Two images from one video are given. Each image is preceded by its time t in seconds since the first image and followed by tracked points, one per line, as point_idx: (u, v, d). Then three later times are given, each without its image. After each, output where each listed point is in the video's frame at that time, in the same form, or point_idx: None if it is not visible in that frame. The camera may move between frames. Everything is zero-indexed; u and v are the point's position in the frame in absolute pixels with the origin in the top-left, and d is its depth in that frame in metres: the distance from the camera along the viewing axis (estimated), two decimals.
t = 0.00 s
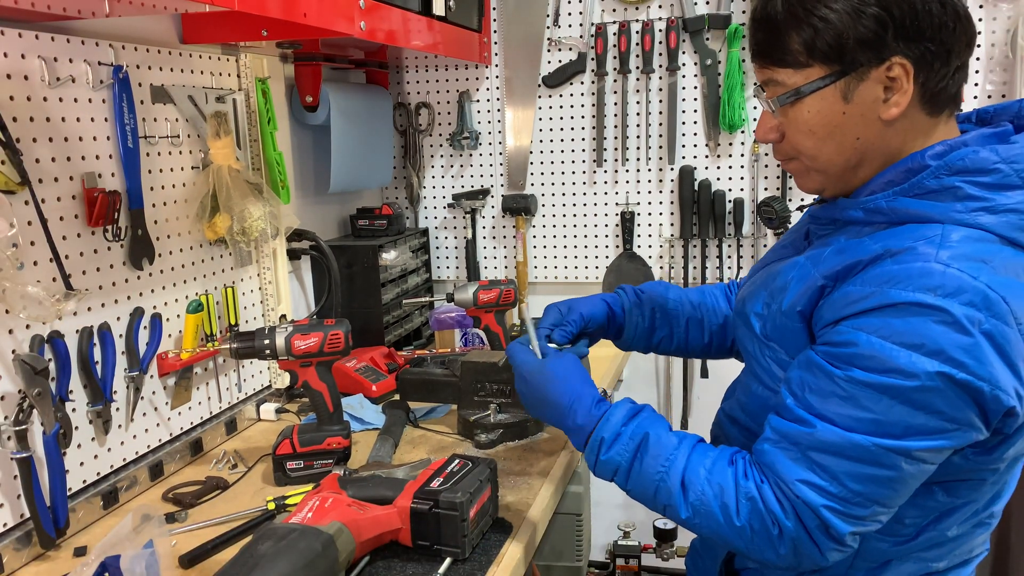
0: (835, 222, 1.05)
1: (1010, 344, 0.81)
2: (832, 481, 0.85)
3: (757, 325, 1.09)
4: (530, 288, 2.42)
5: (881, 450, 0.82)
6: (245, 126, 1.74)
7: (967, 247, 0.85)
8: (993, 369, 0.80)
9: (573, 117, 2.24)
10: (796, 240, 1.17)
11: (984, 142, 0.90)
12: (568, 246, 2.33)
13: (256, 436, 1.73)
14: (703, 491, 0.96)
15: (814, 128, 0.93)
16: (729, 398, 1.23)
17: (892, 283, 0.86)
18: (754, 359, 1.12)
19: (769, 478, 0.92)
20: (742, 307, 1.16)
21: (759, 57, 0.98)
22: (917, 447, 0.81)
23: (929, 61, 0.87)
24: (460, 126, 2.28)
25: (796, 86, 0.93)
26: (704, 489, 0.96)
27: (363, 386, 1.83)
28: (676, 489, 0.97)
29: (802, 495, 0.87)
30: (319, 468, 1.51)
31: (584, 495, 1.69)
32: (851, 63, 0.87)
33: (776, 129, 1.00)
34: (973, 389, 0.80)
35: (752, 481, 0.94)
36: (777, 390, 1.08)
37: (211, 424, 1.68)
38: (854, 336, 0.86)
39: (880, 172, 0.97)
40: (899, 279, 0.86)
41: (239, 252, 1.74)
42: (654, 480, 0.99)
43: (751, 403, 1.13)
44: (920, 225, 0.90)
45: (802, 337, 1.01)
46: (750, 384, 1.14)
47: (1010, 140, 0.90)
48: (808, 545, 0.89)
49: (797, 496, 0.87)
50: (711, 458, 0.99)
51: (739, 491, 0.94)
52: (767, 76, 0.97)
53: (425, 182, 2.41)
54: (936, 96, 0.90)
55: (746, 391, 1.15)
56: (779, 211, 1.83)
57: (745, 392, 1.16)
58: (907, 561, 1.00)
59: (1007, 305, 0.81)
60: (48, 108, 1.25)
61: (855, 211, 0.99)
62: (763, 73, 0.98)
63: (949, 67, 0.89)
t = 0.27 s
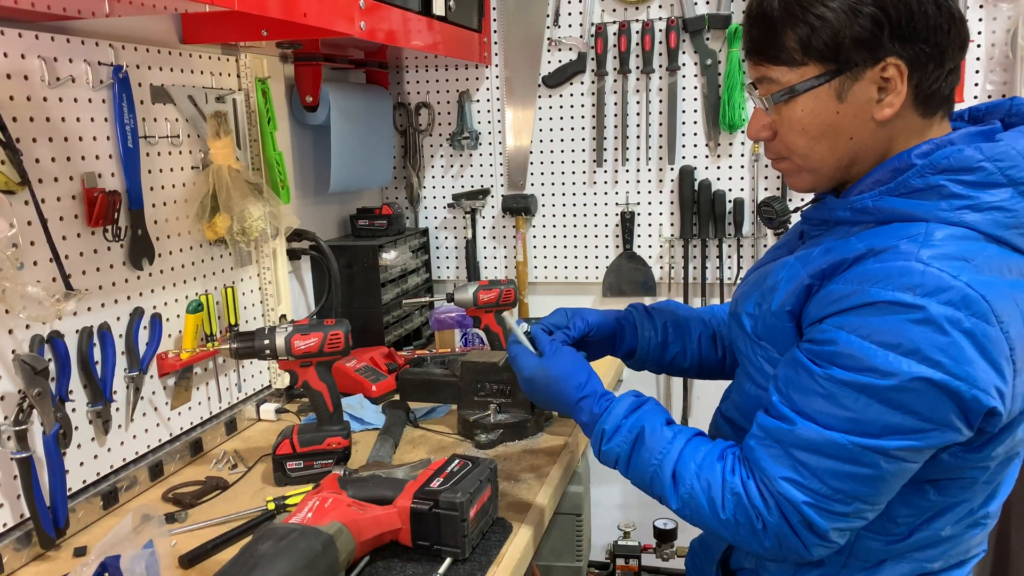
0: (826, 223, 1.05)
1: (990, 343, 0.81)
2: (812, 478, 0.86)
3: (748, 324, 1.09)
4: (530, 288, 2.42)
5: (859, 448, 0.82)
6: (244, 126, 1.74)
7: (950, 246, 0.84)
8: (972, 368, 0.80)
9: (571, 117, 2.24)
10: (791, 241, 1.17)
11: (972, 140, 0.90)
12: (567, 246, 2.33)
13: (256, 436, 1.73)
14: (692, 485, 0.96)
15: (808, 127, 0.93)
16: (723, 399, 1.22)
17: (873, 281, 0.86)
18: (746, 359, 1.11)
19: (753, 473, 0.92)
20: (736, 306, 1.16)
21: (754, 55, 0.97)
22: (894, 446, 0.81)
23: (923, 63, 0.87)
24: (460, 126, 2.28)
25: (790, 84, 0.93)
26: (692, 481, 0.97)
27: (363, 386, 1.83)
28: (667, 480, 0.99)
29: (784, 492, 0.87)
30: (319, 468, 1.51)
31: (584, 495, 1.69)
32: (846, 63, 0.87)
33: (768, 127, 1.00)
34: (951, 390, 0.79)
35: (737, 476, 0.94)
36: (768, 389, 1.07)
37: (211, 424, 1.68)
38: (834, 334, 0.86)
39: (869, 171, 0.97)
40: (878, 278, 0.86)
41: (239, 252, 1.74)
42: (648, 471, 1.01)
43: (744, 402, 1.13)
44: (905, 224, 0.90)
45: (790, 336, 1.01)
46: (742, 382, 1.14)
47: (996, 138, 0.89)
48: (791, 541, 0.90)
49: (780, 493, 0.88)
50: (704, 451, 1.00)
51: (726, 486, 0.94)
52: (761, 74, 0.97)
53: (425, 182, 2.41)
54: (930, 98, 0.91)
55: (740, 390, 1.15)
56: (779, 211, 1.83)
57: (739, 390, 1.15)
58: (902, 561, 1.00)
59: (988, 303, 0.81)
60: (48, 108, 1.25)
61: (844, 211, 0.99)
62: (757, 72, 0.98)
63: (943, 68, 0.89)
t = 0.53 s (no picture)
0: (824, 223, 1.05)
1: (988, 343, 0.81)
2: (810, 477, 0.86)
3: (746, 324, 1.09)
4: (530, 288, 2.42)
5: (857, 447, 0.82)
6: (244, 126, 1.74)
7: (949, 246, 0.84)
8: (970, 367, 0.79)
9: (571, 116, 2.24)
10: (790, 241, 1.17)
11: (966, 139, 0.90)
12: (567, 246, 2.33)
13: (255, 436, 1.73)
14: (693, 481, 0.97)
15: (806, 129, 0.93)
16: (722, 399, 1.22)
17: (871, 281, 0.86)
18: (745, 360, 1.11)
19: (752, 472, 0.92)
20: (734, 306, 1.16)
21: (751, 56, 0.97)
22: (892, 445, 0.81)
23: (922, 65, 0.87)
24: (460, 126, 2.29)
25: (788, 86, 0.93)
26: (693, 477, 0.97)
27: (363, 387, 1.83)
28: (668, 476, 0.99)
29: (783, 490, 0.87)
30: (319, 468, 1.51)
31: (584, 495, 1.69)
32: (845, 64, 0.87)
33: (765, 128, 1.00)
34: (950, 389, 0.79)
35: (737, 473, 0.94)
36: (767, 388, 1.07)
37: (211, 424, 1.68)
38: (833, 334, 0.86)
39: (865, 172, 0.98)
40: (877, 277, 0.86)
41: (238, 252, 1.74)
42: (650, 466, 1.01)
43: (742, 402, 1.13)
44: (903, 224, 0.90)
45: (789, 335, 1.01)
46: (741, 382, 1.14)
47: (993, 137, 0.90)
48: (790, 538, 0.90)
49: (779, 492, 0.88)
50: (705, 447, 1.00)
51: (726, 483, 0.94)
52: (759, 75, 0.97)
53: (425, 182, 2.41)
54: (927, 100, 0.91)
55: (738, 390, 1.15)
56: (779, 211, 1.83)
57: (737, 390, 1.15)
58: (900, 560, 1.00)
59: (986, 303, 0.81)
60: (48, 108, 1.25)
61: (842, 212, 0.99)
62: (754, 72, 0.98)
63: (941, 70, 0.89)
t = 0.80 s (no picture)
0: (825, 224, 1.05)
1: (989, 343, 0.81)
2: (810, 476, 0.86)
3: (746, 324, 1.09)
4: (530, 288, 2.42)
5: (857, 446, 0.82)
6: (245, 126, 1.74)
7: (950, 246, 0.84)
8: (970, 367, 0.79)
9: (571, 116, 2.24)
10: (790, 241, 1.17)
11: (967, 140, 0.90)
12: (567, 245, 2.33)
13: (256, 436, 1.73)
14: (693, 476, 0.97)
15: (807, 130, 0.94)
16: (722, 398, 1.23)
17: (872, 280, 0.86)
18: (745, 360, 1.11)
19: (752, 470, 0.92)
20: (735, 305, 1.16)
21: (752, 57, 0.97)
22: (892, 444, 0.81)
23: (923, 66, 0.87)
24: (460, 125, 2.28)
25: (789, 87, 0.93)
26: (694, 473, 0.97)
27: (363, 387, 1.83)
28: (669, 470, 0.99)
29: (782, 489, 0.87)
30: (319, 468, 1.51)
31: (584, 495, 1.69)
32: (846, 65, 0.87)
33: (765, 129, 1.00)
34: (950, 388, 0.79)
35: (737, 471, 0.94)
36: (767, 388, 1.07)
37: (211, 424, 1.68)
38: (834, 333, 0.86)
39: (865, 174, 0.98)
40: (878, 276, 0.86)
41: (238, 251, 1.74)
42: (650, 460, 1.01)
43: (742, 402, 1.13)
44: (905, 224, 0.90)
45: (790, 335, 1.01)
46: (741, 382, 1.13)
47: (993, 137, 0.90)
48: (788, 537, 0.90)
49: (779, 490, 0.88)
50: (707, 444, 0.99)
51: (726, 480, 0.94)
52: (760, 76, 0.97)
53: (425, 181, 2.41)
54: (928, 101, 0.91)
55: (738, 390, 1.15)
56: (779, 211, 1.83)
57: (737, 390, 1.15)
58: (900, 560, 1.00)
59: (986, 303, 0.81)
60: (48, 107, 1.25)
61: (843, 212, 0.99)
62: (755, 73, 0.98)
63: (941, 71, 0.89)
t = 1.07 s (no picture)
0: (823, 225, 1.05)
1: (989, 345, 0.81)
2: (811, 478, 0.86)
3: (745, 325, 1.09)
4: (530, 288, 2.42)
5: (857, 448, 0.82)
6: (245, 126, 1.74)
7: (949, 247, 0.84)
8: (970, 369, 0.79)
9: (571, 117, 2.24)
10: (788, 242, 1.17)
11: (965, 141, 0.90)
12: (567, 245, 2.33)
13: (255, 436, 1.73)
14: (696, 477, 0.97)
15: (804, 132, 0.94)
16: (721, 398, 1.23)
17: (871, 282, 0.86)
18: (745, 360, 1.11)
19: (753, 472, 0.92)
20: (734, 306, 1.16)
21: (749, 59, 0.97)
22: (893, 446, 0.81)
23: (919, 66, 0.87)
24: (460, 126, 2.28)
25: (786, 89, 0.93)
26: (695, 474, 0.97)
27: (363, 387, 1.83)
28: (671, 470, 0.99)
29: (783, 491, 0.87)
30: (319, 468, 1.51)
31: (584, 495, 1.70)
32: (842, 67, 0.87)
33: (763, 131, 1.00)
34: (950, 390, 0.79)
35: (738, 472, 0.94)
36: (766, 389, 1.07)
37: (211, 424, 1.68)
38: (833, 335, 0.86)
39: (863, 174, 0.98)
40: (878, 278, 0.86)
41: (238, 251, 1.74)
42: (653, 461, 1.01)
43: (742, 403, 1.13)
44: (903, 225, 0.90)
45: (789, 337, 1.01)
46: (741, 383, 1.13)
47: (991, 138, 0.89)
48: (790, 538, 0.90)
49: (780, 493, 0.88)
50: (710, 445, 1.00)
51: (727, 482, 0.94)
52: (757, 77, 0.97)
53: (426, 182, 2.41)
54: (925, 101, 0.90)
55: (738, 391, 1.14)
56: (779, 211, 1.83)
57: (737, 391, 1.15)
58: (899, 561, 1.00)
59: (986, 304, 0.81)
60: (48, 107, 1.25)
61: (842, 214, 0.99)
62: (752, 75, 0.98)
63: (939, 72, 0.89)
